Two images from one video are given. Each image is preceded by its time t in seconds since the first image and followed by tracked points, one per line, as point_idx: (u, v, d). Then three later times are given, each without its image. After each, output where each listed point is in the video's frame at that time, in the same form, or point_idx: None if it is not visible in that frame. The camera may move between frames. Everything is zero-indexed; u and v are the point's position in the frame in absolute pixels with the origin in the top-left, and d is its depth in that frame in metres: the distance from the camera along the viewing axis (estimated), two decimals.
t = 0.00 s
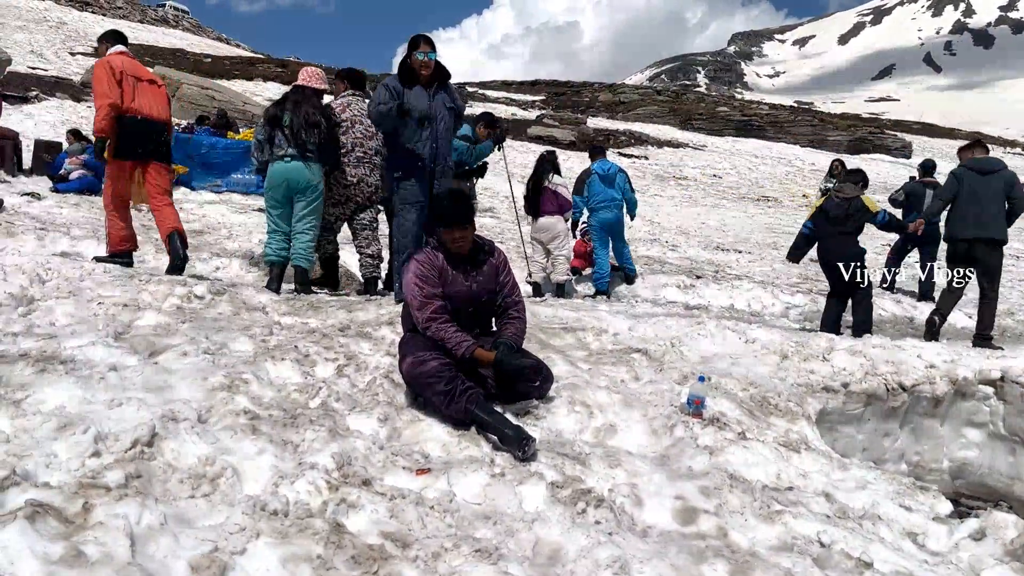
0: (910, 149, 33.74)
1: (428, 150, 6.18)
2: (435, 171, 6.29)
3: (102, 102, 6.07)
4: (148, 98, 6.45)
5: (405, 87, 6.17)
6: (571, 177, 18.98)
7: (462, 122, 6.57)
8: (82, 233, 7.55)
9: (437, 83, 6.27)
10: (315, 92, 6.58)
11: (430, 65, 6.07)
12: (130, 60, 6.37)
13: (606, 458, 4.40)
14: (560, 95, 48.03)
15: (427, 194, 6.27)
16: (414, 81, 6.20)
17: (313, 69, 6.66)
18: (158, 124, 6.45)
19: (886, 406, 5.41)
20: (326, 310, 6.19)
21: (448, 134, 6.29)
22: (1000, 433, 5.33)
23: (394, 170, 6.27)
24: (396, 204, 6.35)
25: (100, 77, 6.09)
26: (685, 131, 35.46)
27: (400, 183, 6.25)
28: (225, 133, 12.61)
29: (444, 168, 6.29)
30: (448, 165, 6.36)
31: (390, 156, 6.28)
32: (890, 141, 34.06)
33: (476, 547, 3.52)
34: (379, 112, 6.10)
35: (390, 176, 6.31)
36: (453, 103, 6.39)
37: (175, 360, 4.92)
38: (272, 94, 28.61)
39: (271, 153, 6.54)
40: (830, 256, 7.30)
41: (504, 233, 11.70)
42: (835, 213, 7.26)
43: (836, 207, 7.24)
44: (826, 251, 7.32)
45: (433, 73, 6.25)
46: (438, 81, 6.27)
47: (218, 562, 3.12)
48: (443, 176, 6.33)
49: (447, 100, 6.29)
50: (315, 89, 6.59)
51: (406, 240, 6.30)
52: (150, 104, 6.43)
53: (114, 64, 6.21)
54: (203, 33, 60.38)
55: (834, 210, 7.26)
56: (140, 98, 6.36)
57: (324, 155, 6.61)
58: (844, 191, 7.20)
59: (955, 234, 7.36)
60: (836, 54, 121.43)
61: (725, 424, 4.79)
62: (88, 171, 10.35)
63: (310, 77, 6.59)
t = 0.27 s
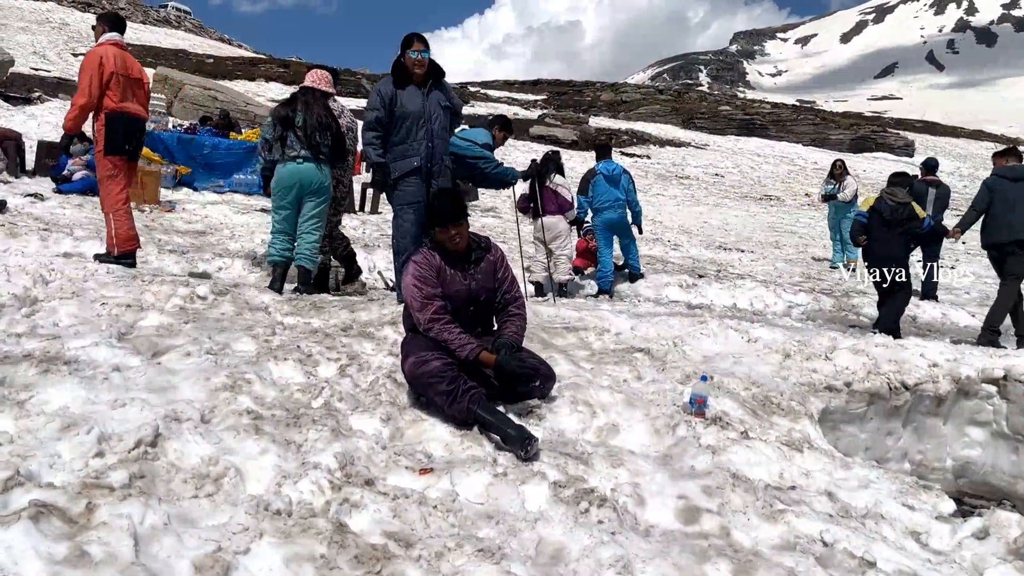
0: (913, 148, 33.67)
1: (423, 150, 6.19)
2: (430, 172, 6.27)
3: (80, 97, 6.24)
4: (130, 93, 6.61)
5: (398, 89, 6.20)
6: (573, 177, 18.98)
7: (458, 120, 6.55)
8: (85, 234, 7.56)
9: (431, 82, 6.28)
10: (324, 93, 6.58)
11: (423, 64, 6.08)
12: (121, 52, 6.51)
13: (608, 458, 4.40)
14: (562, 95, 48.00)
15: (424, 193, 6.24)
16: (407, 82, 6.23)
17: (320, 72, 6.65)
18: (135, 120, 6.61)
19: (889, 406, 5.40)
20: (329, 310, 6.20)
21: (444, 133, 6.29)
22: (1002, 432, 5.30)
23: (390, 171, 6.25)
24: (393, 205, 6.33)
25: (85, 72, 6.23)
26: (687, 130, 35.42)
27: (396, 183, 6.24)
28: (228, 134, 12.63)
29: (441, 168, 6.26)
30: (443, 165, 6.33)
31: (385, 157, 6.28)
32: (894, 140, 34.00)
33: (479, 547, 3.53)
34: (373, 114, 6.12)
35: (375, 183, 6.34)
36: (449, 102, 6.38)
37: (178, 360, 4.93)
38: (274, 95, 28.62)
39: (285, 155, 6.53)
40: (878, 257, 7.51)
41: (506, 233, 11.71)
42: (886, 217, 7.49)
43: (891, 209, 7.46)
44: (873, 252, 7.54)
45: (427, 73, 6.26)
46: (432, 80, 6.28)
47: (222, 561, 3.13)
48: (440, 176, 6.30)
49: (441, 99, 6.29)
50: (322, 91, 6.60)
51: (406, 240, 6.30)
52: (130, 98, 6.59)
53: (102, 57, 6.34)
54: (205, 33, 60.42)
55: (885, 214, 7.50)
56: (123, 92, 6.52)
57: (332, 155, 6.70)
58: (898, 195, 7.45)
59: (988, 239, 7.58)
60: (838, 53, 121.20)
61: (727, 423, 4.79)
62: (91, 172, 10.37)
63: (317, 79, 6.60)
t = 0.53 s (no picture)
0: (915, 147, 33.62)
1: (421, 151, 6.19)
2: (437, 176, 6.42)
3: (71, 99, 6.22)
4: (113, 101, 6.64)
5: (395, 90, 6.19)
6: (574, 177, 18.97)
7: (456, 120, 6.56)
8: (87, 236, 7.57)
9: (426, 82, 6.29)
10: (329, 97, 6.62)
11: (419, 64, 6.07)
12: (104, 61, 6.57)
13: (610, 458, 4.40)
14: (563, 95, 47.97)
15: (422, 194, 6.24)
16: (403, 82, 6.22)
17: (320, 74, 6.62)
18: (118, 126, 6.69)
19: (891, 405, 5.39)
20: (330, 312, 6.20)
21: (441, 133, 6.29)
22: (1005, 431, 5.30)
23: (388, 173, 6.25)
24: (392, 206, 6.34)
25: (76, 75, 6.25)
26: (688, 130, 35.39)
27: (395, 185, 6.24)
28: (228, 136, 12.64)
29: (439, 168, 6.26)
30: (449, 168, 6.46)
31: (383, 159, 6.29)
32: (896, 138, 33.94)
33: (481, 548, 3.53)
34: (369, 116, 6.13)
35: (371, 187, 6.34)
36: (445, 102, 6.39)
37: (179, 362, 4.94)
38: (275, 96, 28.64)
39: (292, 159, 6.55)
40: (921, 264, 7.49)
41: (507, 233, 11.71)
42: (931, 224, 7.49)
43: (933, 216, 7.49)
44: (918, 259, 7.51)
45: (423, 73, 6.26)
46: (428, 80, 6.29)
47: (224, 563, 3.13)
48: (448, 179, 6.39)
49: (437, 99, 6.30)
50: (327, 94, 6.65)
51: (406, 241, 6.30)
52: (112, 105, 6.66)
53: (92, 64, 6.41)
54: (206, 35, 60.47)
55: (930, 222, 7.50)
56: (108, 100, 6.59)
57: (335, 157, 6.71)
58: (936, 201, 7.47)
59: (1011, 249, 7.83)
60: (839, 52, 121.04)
61: (729, 423, 4.78)
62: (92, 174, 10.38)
63: (319, 81, 6.60)
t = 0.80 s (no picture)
0: (917, 147, 33.59)
1: (423, 151, 6.20)
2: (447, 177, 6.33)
3: (57, 98, 6.25)
4: (103, 104, 6.67)
5: (396, 91, 6.18)
6: (576, 178, 18.98)
7: (456, 120, 6.59)
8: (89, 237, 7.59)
9: (428, 83, 6.31)
10: (331, 100, 6.59)
11: (421, 66, 6.08)
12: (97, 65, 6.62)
13: (613, 458, 4.40)
14: (564, 96, 47.98)
15: (425, 195, 6.26)
16: (404, 83, 6.22)
17: (321, 77, 6.61)
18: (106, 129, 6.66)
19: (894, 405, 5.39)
20: (333, 312, 6.21)
21: (442, 133, 6.32)
22: (1008, 431, 5.29)
23: (390, 173, 6.26)
24: (394, 206, 6.34)
25: (64, 75, 6.27)
26: (689, 130, 35.39)
27: (397, 185, 6.24)
28: (230, 137, 12.67)
29: (442, 168, 6.27)
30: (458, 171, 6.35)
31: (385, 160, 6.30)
32: (898, 138, 33.91)
33: (484, 547, 3.53)
34: (372, 117, 6.13)
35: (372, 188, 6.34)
36: (445, 103, 6.42)
37: (183, 362, 4.95)
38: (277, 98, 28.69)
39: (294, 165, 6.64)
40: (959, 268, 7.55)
41: (509, 234, 11.72)
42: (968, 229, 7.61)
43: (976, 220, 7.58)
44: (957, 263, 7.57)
45: (425, 75, 6.28)
46: (429, 81, 6.31)
47: (228, 563, 3.14)
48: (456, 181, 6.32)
49: (439, 100, 6.33)
50: (326, 98, 6.62)
51: (408, 242, 6.30)
52: (103, 108, 6.66)
53: (83, 65, 6.42)
54: (208, 37, 60.56)
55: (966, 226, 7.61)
56: (98, 101, 6.59)
57: (336, 160, 6.66)
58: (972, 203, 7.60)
59: None
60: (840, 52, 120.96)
61: (732, 423, 4.79)
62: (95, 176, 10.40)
63: (319, 85, 6.58)
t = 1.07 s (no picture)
0: (923, 151, 33.53)
1: (430, 151, 6.20)
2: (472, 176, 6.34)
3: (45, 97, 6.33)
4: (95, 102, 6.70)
5: (404, 91, 6.19)
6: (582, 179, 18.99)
7: (462, 121, 6.61)
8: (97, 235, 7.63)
9: (434, 85, 6.34)
10: (339, 104, 6.67)
11: (429, 71, 6.12)
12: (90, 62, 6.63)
13: (617, 459, 4.41)
14: (570, 97, 48.02)
15: (431, 196, 6.27)
16: (412, 84, 6.23)
17: (331, 83, 6.69)
18: (94, 129, 6.64)
19: (899, 409, 5.39)
20: (339, 312, 6.23)
21: (449, 134, 6.33)
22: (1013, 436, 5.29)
23: (396, 173, 6.27)
24: (400, 206, 6.34)
25: (51, 74, 6.31)
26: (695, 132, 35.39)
27: (404, 185, 6.25)
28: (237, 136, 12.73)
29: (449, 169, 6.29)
30: (483, 171, 6.41)
31: (391, 160, 6.30)
32: (904, 142, 33.85)
33: (488, 546, 3.55)
34: (378, 117, 6.13)
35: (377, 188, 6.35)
36: (452, 105, 6.44)
37: (190, 359, 4.98)
38: (283, 97, 28.81)
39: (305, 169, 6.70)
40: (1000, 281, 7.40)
41: (514, 234, 11.74)
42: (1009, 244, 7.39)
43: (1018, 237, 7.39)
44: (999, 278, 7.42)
45: (432, 77, 6.31)
46: (436, 83, 6.33)
47: (233, 559, 3.16)
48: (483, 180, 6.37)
49: (445, 101, 6.35)
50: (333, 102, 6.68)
51: (414, 241, 6.32)
52: (95, 108, 6.67)
53: (72, 63, 6.41)
54: (215, 36, 60.75)
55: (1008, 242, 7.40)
56: (88, 101, 6.59)
57: (344, 162, 6.72)
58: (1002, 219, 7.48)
59: None
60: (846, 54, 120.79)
61: (736, 425, 4.79)
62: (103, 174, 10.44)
63: (327, 91, 6.65)
